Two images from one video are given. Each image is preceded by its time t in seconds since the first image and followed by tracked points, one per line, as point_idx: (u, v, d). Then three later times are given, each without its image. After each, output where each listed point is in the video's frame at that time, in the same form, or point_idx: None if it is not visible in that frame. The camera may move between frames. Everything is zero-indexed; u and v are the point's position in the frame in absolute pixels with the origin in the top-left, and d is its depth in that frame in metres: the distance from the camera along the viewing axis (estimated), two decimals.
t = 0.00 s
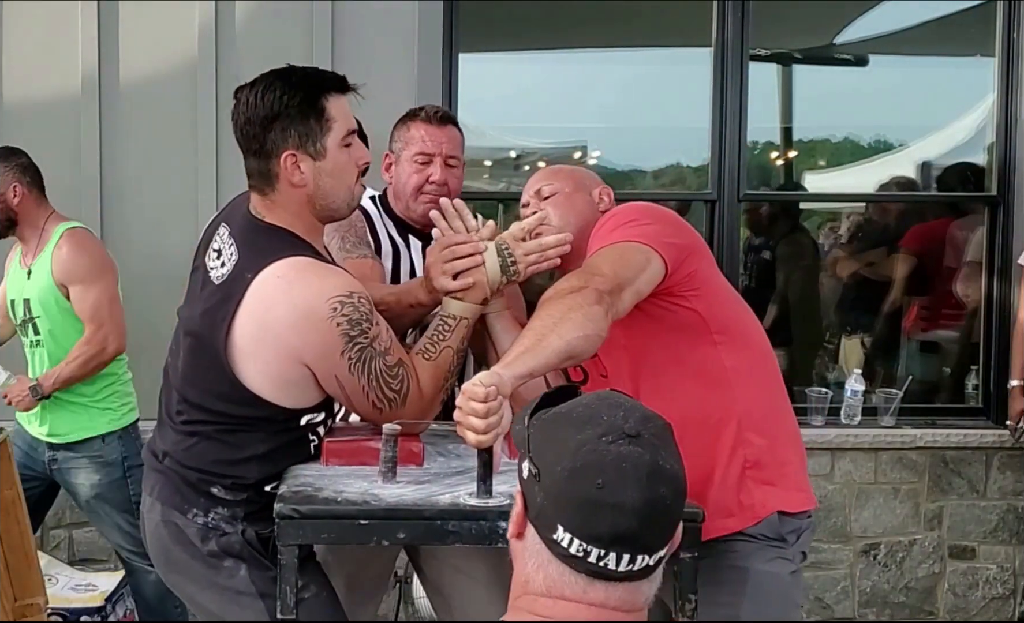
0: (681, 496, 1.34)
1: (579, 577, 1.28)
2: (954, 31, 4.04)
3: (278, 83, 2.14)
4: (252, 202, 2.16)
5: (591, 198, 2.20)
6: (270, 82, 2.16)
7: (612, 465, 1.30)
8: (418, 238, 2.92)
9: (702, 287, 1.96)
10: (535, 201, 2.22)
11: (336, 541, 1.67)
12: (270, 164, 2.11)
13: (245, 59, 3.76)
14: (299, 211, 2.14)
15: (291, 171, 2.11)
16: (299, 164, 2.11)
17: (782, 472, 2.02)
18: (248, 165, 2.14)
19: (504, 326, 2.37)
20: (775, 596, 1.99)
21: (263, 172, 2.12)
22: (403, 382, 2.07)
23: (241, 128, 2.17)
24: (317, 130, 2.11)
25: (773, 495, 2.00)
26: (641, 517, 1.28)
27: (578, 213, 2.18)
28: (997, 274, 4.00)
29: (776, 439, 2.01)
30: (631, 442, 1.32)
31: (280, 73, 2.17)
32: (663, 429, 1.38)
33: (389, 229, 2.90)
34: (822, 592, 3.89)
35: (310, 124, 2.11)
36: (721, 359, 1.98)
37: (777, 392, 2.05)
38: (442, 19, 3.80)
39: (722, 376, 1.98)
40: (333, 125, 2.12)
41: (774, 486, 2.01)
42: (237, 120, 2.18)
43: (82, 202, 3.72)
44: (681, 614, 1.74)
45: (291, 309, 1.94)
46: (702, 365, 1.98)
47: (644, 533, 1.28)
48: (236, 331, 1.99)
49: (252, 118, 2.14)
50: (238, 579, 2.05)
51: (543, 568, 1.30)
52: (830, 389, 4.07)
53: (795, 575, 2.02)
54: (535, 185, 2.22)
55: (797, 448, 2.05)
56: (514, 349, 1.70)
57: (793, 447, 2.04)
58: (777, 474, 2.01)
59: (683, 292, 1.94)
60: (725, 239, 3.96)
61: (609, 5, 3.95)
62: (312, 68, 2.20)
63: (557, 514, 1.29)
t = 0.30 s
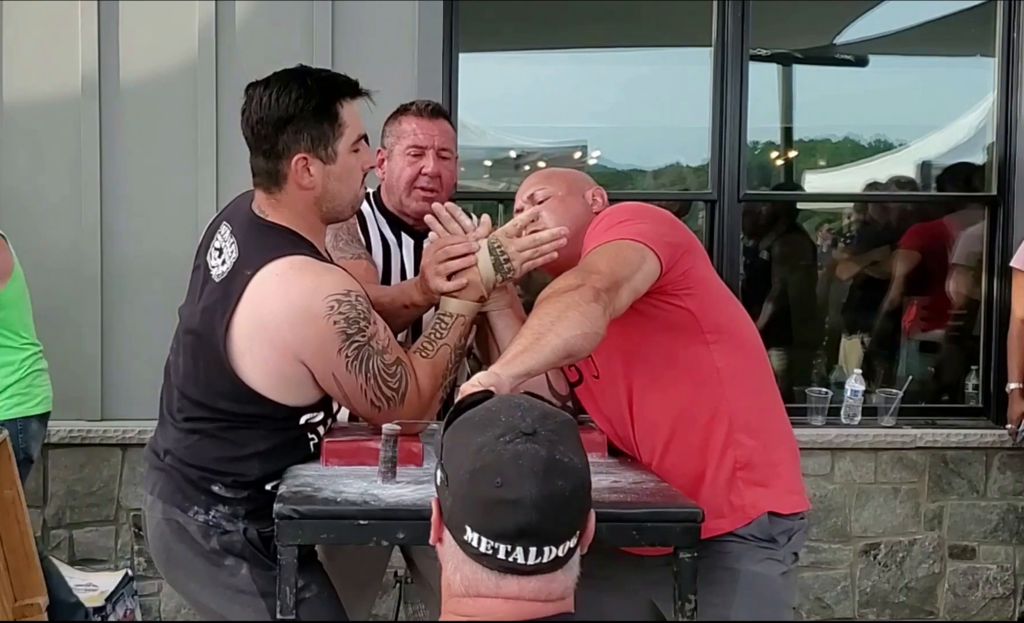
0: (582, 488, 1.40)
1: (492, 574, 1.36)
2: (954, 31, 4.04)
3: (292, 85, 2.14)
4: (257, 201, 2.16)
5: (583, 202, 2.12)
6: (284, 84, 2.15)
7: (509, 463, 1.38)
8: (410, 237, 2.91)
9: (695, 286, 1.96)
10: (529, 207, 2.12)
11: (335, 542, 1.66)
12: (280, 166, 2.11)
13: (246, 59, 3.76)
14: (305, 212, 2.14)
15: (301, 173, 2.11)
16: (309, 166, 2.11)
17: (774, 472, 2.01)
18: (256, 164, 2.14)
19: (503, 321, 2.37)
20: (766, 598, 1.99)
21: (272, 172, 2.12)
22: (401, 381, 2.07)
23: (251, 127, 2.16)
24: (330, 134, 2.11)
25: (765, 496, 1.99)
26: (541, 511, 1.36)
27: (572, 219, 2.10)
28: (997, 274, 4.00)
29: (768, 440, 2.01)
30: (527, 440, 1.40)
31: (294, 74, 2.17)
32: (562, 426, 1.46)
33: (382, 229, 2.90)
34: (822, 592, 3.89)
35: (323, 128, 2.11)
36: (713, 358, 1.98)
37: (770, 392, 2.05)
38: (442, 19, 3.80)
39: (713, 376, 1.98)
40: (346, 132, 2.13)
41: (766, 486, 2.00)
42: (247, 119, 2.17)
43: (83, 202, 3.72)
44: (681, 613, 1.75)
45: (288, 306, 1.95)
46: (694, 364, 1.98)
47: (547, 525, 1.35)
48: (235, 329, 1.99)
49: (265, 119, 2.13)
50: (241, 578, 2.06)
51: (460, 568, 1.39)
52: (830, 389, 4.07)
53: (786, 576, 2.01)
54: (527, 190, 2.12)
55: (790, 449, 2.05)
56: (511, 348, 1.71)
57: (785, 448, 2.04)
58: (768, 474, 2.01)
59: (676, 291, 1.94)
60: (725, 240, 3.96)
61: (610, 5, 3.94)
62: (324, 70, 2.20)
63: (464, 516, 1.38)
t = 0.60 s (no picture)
0: (491, 488, 1.41)
1: (412, 579, 1.36)
2: (953, 31, 4.04)
3: (300, 88, 2.13)
4: (260, 201, 2.16)
5: (587, 206, 2.12)
6: (291, 85, 2.14)
7: (416, 471, 1.38)
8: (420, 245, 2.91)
9: (695, 288, 1.96)
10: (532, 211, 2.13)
11: (336, 542, 1.66)
12: (287, 168, 2.10)
13: (246, 59, 3.76)
14: (310, 213, 2.15)
15: (308, 176, 2.11)
16: (315, 169, 2.11)
17: (775, 474, 2.02)
18: (262, 165, 2.13)
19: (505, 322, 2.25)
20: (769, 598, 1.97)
21: (278, 173, 2.11)
22: (403, 378, 2.08)
23: (258, 127, 2.15)
24: (337, 139, 2.12)
25: (766, 497, 2.00)
26: (450, 513, 1.35)
27: (574, 222, 2.10)
28: (997, 274, 4.00)
29: (768, 442, 2.01)
30: (432, 448, 1.41)
31: (302, 76, 2.15)
32: (469, 432, 1.46)
33: (392, 234, 2.89)
34: (821, 592, 3.89)
35: (331, 131, 2.11)
36: (713, 360, 1.99)
37: (770, 394, 2.05)
38: (443, 20, 3.80)
39: (714, 378, 1.98)
40: (353, 136, 2.14)
41: (767, 487, 2.00)
42: (253, 119, 2.16)
43: (83, 202, 3.73)
44: (681, 613, 1.74)
45: (290, 302, 1.95)
46: (695, 366, 1.99)
47: (458, 525, 1.35)
48: (236, 326, 1.99)
49: (272, 122, 2.12)
50: (241, 576, 2.06)
51: (385, 578, 1.39)
52: (830, 389, 4.07)
53: (785, 578, 2.00)
54: (530, 195, 2.14)
55: (791, 450, 2.05)
56: (512, 349, 1.71)
57: (786, 450, 2.04)
58: (769, 475, 2.01)
59: (676, 293, 1.94)
60: (724, 240, 3.97)
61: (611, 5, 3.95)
62: (331, 72, 2.19)
63: (379, 528, 1.38)
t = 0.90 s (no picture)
0: (457, 492, 1.42)
1: (382, 584, 1.37)
2: (953, 31, 4.04)
3: (295, 91, 2.14)
4: (257, 201, 2.15)
5: (589, 204, 2.12)
6: (286, 89, 2.15)
7: (380, 478, 1.39)
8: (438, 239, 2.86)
9: (697, 288, 1.96)
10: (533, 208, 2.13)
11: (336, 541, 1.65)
12: (286, 170, 2.10)
13: (246, 59, 3.76)
14: (309, 213, 2.15)
15: (306, 177, 2.11)
16: (314, 170, 2.11)
17: (778, 472, 2.02)
18: (260, 168, 2.13)
19: (494, 326, 2.18)
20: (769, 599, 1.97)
21: (277, 175, 2.11)
22: (395, 374, 2.07)
23: (255, 132, 2.15)
24: (334, 139, 2.12)
25: (769, 496, 2.00)
26: (416, 516, 1.37)
27: (576, 219, 2.10)
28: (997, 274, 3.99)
29: (771, 440, 2.01)
30: (396, 455, 1.43)
31: (296, 79, 2.16)
32: (433, 438, 1.48)
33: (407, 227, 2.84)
34: (821, 592, 3.89)
35: (328, 132, 2.11)
36: (715, 359, 1.99)
37: (772, 392, 2.06)
38: (443, 20, 3.80)
39: (716, 377, 1.98)
40: (349, 136, 2.14)
41: (770, 486, 2.00)
42: (250, 124, 2.16)
43: (83, 202, 3.73)
44: (680, 613, 1.74)
45: (285, 296, 1.96)
46: (697, 365, 1.99)
47: (424, 529, 1.36)
48: (230, 322, 1.99)
49: (269, 124, 2.13)
50: (239, 576, 2.05)
51: (357, 585, 1.40)
52: (830, 389, 4.07)
53: (790, 578, 2.01)
54: (530, 193, 2.13)
55: (793, 449, 2.05)
56: (511, 348, 1.71)
57: (789, 449, 2.04)
58: (772, 473, 2.01)
59: (678, 292, 1.94)
60: (724, 240, 3.96)
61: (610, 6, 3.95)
62: (325, 73, 2.19)
63: (348, 535, 1.39)
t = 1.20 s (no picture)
0: (451, 494, 1.42)
1: (376, 586, 1.36)
2: (953, 31, 4.05)
3: (291, 94, 2.14)
4: (251, 203, 2.16)
5: (593, 202, 2.10)
6: (283, 92, 2.15)
7: (375, 481, 1.40)
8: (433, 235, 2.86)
9: (701, 288, 1.96)
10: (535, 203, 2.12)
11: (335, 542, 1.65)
12: (278, 173, 2.10)
13: (246, 59, 3.76)
14: (301, 217, 2.15)
15: (299, 181, 2.11)
16: (307, 175, 2.11)
17: (781, 474, 2.01)
18: (253, 169, 2.13)
19: (498, 324, 2.18)
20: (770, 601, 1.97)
21: (269, 178, 2.11)
22: (392, 377, 2.06)
23: (250, 133, 2.15)
24: (327, 144, 2.11)
25: (772, 497, 2.00)
26: (410, 519, 1.37)
27: (578, 218, 2.08)
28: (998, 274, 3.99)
29: (774, 441, 2.01)
30: (389, 458, 1.43)
31: (295, 82, 2.16)
32: (426, 441, 1.48)
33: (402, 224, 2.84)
34: (821, 592, 3.89)
35: (320, 137, 2.10)
36: (718, 360, 1.98)
37: (776, 394, 2.05)
38: (443, 20, 3.80)
39: (718, 377, 1.98)
40: (343, 141, 2.13)
41: (773, 487, 2.00)
42: (246, 125, 2.16)
43: (83, 202, 3.73)
44: (680, 613, 1.74)
45: (280, 303, 1.95)
46: (699, 366, 1.98)
47: (419, 530, 1.36)
48: (224, 326, 1.99)
49: (263, 127, 2.12)
50: (230, 578, 2.06)
51: (353, 588, 1.39)
52: (830, 389, 4.07)
53: (791, 578, 2.01)
54: (536, 187, 2.13)
55: (796, 450, 2.05)
56: (516, 345, 1.72)
57: (792, 450, 2.04)
58: (774, 474, 2.01)
59: (681, 293, 1.94)
60: (724, 240, 3.96)
61: (609, 6, 3.96)
62: (325, 78, 2.19)
63: (343, 539, 1.39)
